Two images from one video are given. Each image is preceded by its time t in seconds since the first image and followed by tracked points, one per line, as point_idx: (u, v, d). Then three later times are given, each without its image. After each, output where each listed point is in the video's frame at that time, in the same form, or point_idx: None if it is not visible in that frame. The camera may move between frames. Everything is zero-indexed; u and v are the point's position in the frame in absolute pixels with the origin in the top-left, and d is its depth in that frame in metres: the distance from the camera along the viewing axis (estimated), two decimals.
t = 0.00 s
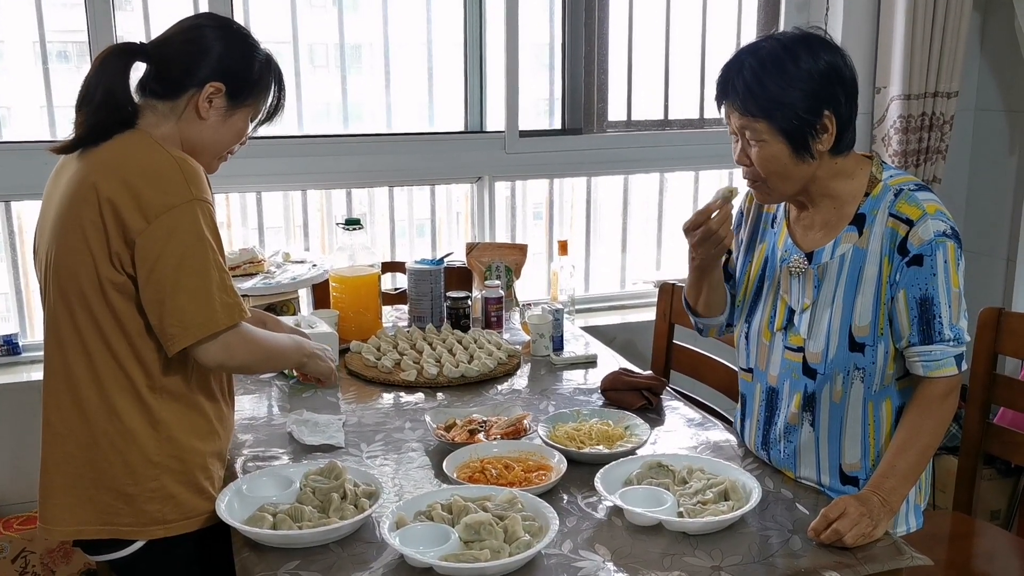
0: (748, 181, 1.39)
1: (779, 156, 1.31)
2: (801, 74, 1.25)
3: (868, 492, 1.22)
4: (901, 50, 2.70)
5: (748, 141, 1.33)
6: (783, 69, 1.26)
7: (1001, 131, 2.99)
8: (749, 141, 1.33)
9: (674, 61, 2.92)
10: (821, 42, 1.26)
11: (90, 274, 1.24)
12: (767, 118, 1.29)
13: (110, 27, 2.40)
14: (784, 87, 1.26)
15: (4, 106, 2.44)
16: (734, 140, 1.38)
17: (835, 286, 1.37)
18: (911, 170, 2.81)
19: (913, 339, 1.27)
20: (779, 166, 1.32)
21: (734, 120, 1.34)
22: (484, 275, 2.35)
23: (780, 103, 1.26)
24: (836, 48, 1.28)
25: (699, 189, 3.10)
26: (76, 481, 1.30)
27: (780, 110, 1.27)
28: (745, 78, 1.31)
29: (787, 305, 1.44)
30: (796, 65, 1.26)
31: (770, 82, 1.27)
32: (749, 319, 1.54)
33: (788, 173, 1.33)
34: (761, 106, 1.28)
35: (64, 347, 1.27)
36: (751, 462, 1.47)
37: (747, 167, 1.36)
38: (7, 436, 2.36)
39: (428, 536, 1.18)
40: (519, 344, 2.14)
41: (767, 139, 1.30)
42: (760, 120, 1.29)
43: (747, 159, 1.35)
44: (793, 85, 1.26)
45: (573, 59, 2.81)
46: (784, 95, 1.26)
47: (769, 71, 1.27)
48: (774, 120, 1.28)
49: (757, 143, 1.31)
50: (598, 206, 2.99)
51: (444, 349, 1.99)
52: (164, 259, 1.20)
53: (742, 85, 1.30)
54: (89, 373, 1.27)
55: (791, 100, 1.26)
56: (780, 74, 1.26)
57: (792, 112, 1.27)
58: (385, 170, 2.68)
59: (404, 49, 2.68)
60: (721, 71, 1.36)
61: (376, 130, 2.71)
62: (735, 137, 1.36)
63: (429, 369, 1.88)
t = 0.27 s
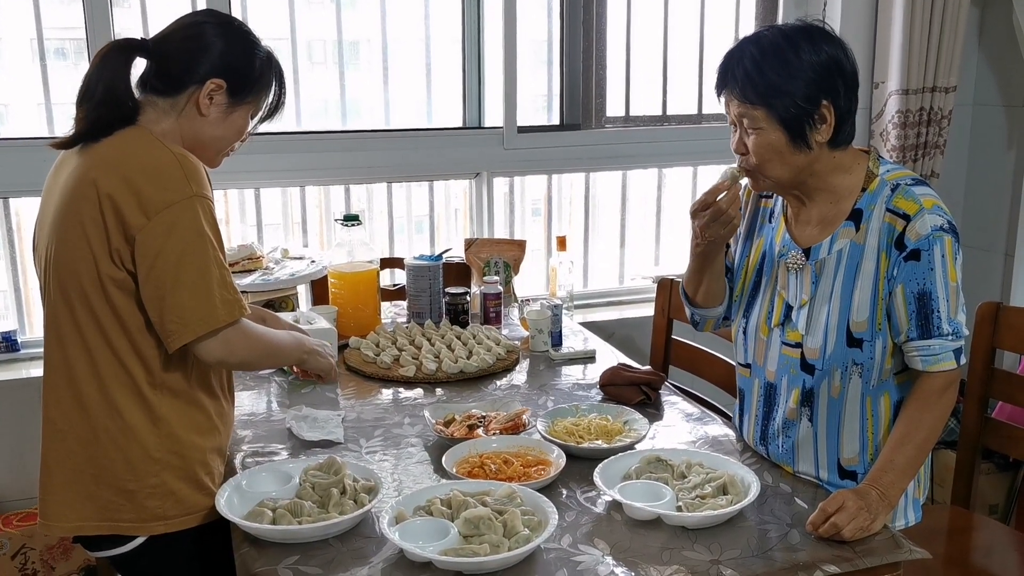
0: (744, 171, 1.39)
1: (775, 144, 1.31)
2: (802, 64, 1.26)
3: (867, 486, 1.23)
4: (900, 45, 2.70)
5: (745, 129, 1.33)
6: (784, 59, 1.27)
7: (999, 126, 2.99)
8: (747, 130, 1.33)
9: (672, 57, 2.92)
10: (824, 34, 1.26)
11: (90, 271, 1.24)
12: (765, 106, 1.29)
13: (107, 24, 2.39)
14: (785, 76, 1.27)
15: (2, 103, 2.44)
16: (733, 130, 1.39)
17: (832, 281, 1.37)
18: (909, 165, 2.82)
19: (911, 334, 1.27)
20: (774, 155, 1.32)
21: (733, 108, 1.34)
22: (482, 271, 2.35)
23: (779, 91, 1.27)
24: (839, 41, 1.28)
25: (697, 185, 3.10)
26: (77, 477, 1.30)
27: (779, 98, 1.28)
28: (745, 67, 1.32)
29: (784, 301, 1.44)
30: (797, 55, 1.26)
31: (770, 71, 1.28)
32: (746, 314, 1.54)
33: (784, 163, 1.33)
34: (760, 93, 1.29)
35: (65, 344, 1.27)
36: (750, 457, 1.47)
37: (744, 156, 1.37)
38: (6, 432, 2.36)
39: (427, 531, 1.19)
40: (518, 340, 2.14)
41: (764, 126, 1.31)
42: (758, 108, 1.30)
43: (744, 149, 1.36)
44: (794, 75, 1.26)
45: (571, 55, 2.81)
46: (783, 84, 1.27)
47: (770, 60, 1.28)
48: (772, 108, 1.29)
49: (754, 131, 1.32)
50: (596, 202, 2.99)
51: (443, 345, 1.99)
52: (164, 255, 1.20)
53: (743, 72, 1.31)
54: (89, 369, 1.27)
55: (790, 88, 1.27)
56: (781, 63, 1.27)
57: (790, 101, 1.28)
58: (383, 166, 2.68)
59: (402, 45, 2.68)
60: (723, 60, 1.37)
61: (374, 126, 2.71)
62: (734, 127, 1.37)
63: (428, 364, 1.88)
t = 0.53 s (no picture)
0: (744, 161, 1.39)
1: (777, 134, 1.31)
2: (807, 55, 1.26)
3: (864, 481, 1.23)
4: (898, 41, 2.70)
5: (747, 119, 1.33)
6: (789, 49, 1.27)
7: (997, 122, 2.99)
8: (748, 120, 1.33)
9: (670, 53, 2.92)
10: (828, 27, 1.27)
11: (88, 267, 1.24)
12: (768, 95, 1.29)
13: (105, 20, 2.39)
14: (789, 66, 1.27)
15: None
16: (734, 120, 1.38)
17: (830, 277, 1.37)
18: (907, 161, 2.82)
19: (909, 330, 1.27)
20: (776, 145, 1.32)
21: (735, 97, 1.34)
22: (481, 267, 2.35)
23: (783, 79, 1.27)
24: (844, 34, 1.29)
25: (695, 181, 3.10)
26: (75, 473, 1.30)
27: (782, 87, 1.28)
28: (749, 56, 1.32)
29: (781, 297, 1.44)
30: (802, 46, 1.27)
31: (775, 60, 1.28)
32: (743, 310, 1.54)
33: (785, 154, 1.33)
34: (764, 82, 1.29)
35: (62, 340, 1.27)
36: (747, 452, 1.47)
37: (745, 146, 1.36)
38: (5, 429, 2.36)
39: (425, 527, 1.19)
40: (516, 336, 2.14)
41: (767, 116, 1.30)
42: (762, 97, 1.30)
43: (746, 139, 1.35)
44: (798, 64, 1.27)
45: (569, 52, 2.81)
46: (788, 73, 1.27)
47: (774, 50, 1.28)
48: (776, 97, 1.29)
49: (756, 121, 1.32)
50: (594, 198, 2.99)
51: (442, 341, 1.99)
52: (161, 252, 1.20)
53: (746, 61, 1.31)
54: (88, 366, 1.27)
55: (794, 78, 1.27)
56: (785, 53, 1.27)
57: (793, 90, 1.28)
58: (381, 162, 2.68)
59: (400, 42, 2.68)
60: (725, 50, 1.36)
61: (372, 123, 2.71)
62: (735, 117, 1.37)
63: (427, 361, 1.88)
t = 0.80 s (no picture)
0: (751, 151, 1.38)
1: (792, 123, 1.31)
2: (825, 44, 1.27)
3: (863, 478, 1.23)
4: (897, 38, 2.70)
5: (760, 107, 1.33)
6: (808, 37, 1.27)
7: (996, 119, 2.99)
8: (762, 107, 1.33)
9: (669, 51, 2.91)
10: (848, 19, 1.28)
11: (84, 265, 1.23)
12: (786, 82, 1.29)
13: (103, 18, 2.39)
14: (807, 54, 1.27)
15: None
16: (744, 109, 1.38)
17: (829, 274, 1.37)
18: (906, 158, 2.82)
19: (909, 327, 1.27)
20: (789, 134, 1.32)
21: (749, 84, 1.34)
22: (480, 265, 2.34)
23: (801, 67, 1.28)
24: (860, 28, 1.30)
25: (694, 179, 3.10)
26: (72, 471, 1.30)
27: (800, 75, 1.28)
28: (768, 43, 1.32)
29: (780, 294, 1.44)
30: (821, 35, 1.27)
31: (794, 46, 1.28)
32: (741, 308, 1.53)
33: (795, 144, 1.33)
34: (782, 68, 1.29)
35: (59, 338, 1.27)
36: (746, 449, 1.47)
37: (755, 135, 1.35)
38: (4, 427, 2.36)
39: (425, 524, 1.19)
40: (515, 333, 2.14)
41: (782, 104, 1.30)
42: (779, 84, 1.30)
43: (757, 128, 1.35)
44: (815, 53, 1.27)
45: (567, 50, 2.81)
46: (806, 61, 1.27)
47: (793, 37, 1.28)
48: (792, 85, 1.29)
49: (770, 108, 1.31)
50: (593, 196, 2.99)
51: (441, 339, 1.99)
52: (158, 249, 1.20)
53: (764, 47, 1.31)
54: (85, 364, 1.27)
55: (812, 66, 1.27)
56: (804, 41, 1.27)
57: (810, 78, 1.28)
58: (380, 160, 2.67)
59: (398, 39, 2.68)
60: (740, 38, 1.36)
61: (371, 120, 2.71)
62: (747, 106, 1.37)
63: (426, 358, 1.88)
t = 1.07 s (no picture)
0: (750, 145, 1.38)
1: (791, 118, 1.31)
2: (830, 41, 1.27)
3: (864, 477, 1.23)
4: (897, 37, 2.70)
5: (761, 100, 1.33)
6: (813, 33, 1.27)
7: (996, 118, 2.99)
8: (762, 101, 1.33)
9: (669, 50, 2.91)
10: (853, 19, 1.28)
11: (82, 264, 1.23)
12: (787, 77, 1.29)
13: (102, 18, 2.38)
14: (810, 50, 1.27)
15: None
16: (745, 103, 1.38)
17: (830, 275, 1.37)
18: (906, 158, 2.82)
19: (910, 327, 1.27)
20: (788, 129, 1.31)
21: (751, 79, 1.34)
22: (479, 264, 2.34)
23: (804, 62, 1.28)
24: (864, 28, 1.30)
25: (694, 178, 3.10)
26: (71, 471, 1.30)
27: (802, 69, 1.28)
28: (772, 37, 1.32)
29: (780, 294, 1.44)
30: (826, 32, 1.27)
31: (797, 41, 1.28)
32: (742, 307, 1.53)
33: (793, 140, 1.33)
34: (783, 62, 1.29)
35: (58, 338, 1.27)
36: (746, 448, 1.47)
37: (754, 129, 1.35)
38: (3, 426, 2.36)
39: (425, 524, 1.19)
40: (515, 333, 2.14)
41: (782, 98, 1.30)
42: (779, 79, 1.30)
43: (756, 122, 1.35)
44: (819, 49, 1.27)
45: (567, 50, 2.81)
46: (809, 56, 1.27)
47: (798, 31, 1.28)
48: (794, 79, 1.29)
49: (770, 102, 1.31)
50: (593, 195, 2.99)
51: (441, 338, 1.99)
52: (156, 249, 1.20)
53: (768, 41, 1.31)
54: (83, 364, 1.27)
55: (815, 62, 1.28)
56: (809, 36, 1.27)
57: (812, 73, 1.28)
58: (380, 160, 2.67)
59: (398, 38, 2.68)
60: (744, 33, 1.36)
61: (371, 119, 2.71)
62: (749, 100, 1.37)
63: (426, 357, 1.88)
